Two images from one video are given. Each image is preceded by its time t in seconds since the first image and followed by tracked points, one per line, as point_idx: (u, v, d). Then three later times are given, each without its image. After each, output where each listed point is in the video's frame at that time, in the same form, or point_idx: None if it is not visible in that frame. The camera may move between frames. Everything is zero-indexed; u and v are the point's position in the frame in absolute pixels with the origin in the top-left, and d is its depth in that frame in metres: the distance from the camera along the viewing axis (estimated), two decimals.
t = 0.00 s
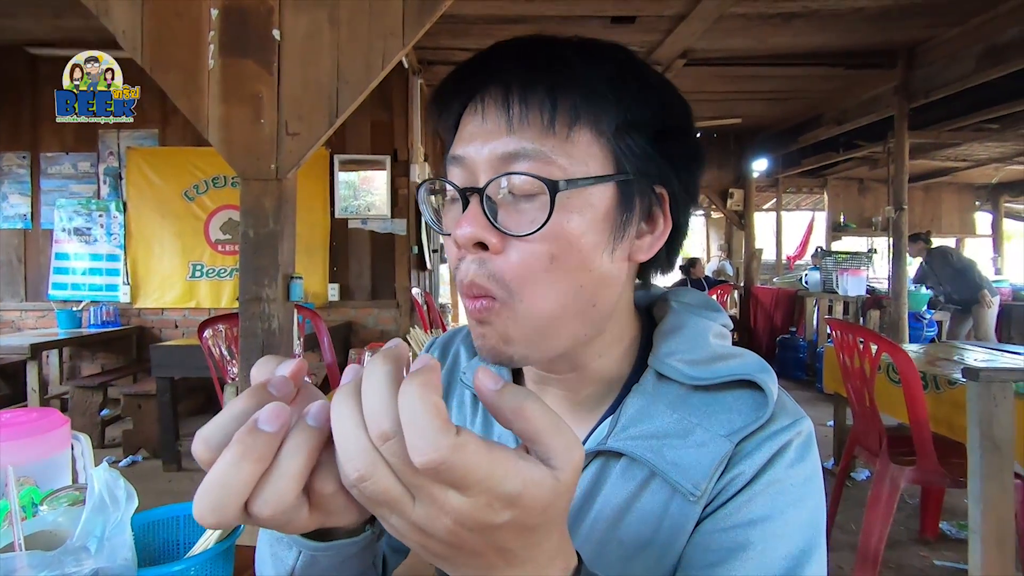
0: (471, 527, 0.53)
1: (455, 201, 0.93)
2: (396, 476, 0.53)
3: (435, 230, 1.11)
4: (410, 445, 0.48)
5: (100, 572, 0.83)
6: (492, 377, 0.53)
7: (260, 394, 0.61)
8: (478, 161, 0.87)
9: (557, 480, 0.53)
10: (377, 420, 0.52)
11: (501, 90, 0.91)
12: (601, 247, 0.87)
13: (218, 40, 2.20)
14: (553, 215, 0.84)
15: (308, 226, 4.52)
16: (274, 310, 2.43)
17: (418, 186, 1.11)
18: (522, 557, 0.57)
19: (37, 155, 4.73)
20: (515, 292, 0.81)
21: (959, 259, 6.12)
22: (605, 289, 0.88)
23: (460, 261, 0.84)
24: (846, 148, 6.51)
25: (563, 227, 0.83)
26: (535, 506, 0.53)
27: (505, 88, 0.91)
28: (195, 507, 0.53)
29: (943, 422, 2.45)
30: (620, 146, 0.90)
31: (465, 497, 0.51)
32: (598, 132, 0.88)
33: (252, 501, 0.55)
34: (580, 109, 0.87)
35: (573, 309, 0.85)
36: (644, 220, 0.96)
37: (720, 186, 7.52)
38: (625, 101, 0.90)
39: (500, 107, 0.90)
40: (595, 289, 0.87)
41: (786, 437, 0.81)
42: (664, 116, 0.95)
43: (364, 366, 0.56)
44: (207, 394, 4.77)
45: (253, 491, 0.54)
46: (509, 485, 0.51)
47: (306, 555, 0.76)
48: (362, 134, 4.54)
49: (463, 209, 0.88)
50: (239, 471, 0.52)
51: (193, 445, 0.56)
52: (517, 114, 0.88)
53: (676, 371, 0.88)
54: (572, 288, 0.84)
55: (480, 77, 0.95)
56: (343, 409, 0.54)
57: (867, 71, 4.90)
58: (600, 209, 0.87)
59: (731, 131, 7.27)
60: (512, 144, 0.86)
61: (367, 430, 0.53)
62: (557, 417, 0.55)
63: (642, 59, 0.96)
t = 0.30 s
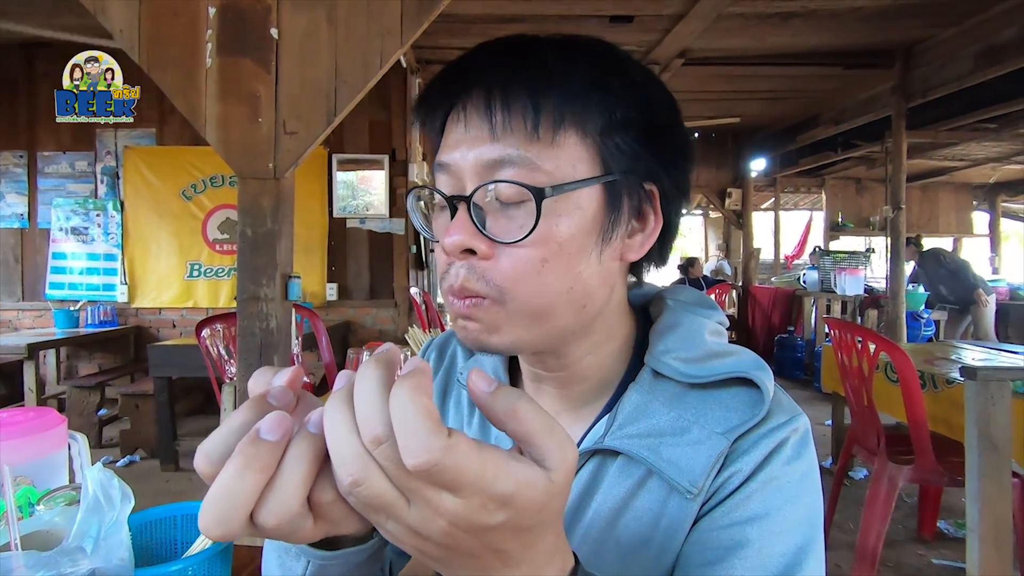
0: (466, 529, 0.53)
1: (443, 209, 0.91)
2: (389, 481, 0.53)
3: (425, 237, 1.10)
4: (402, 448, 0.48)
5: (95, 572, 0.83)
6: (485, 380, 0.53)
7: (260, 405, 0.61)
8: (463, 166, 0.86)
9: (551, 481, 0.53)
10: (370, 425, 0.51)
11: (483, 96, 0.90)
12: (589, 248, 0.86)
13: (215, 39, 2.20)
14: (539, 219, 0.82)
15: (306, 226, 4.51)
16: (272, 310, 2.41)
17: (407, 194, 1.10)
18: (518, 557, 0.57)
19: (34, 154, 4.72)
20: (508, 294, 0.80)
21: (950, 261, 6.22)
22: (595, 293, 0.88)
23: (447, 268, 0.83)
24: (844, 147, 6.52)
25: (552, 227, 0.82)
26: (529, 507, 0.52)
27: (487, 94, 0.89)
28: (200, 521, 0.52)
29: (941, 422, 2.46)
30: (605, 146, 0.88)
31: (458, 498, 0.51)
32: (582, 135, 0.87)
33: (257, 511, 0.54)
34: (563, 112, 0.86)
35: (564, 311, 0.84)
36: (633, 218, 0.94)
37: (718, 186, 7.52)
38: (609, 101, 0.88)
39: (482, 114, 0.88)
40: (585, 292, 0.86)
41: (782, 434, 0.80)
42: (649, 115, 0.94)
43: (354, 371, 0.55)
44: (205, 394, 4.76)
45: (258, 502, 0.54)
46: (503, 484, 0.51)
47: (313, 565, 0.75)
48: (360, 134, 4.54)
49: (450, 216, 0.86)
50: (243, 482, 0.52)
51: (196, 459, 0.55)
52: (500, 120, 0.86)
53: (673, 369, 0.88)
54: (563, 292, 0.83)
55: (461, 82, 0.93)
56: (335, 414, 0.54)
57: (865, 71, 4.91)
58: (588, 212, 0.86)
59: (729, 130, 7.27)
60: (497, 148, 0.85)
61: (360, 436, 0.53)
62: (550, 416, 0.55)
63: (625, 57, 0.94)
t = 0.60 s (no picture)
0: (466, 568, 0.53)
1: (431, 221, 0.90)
2: (384, 525, 0.53)
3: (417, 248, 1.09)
4: (396, 500, 0.48)
5: (95, 570, 0.83)
6: (479, 412, 0.53)
7: (257, 449, 0.61)
8: (447, 179, 0.85)
9: (547, 512, 0.53)
10: (360, 473, 0.52)
11: (456, 109, 0.87)
12: (576, 250, 0.84)
13: (213, 38, 2.19)
14: (522, 233, 0.81)
15: (304, 225, 4.50)
16: (270, 309, 2.39)
17: (398, 209, 1.10)
18: None
19: (31, 153, 4.71)
20: (500, 301, 0.80)
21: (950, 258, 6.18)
22: (588, 289, 0.86)
23: (441, 280, 0.84)
24: (842, 146, 6.53)
25: (539, 233, 0.81)
26: (525, 542, 0.52)
27: (460, 106, 0.87)
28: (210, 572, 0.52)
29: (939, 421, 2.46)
30: (585, 147, 0.86)
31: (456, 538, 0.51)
32: (561, 139, 0.84)
33: (266, 557, 0.54)
34: (539, 118, 0.83)
35: (557, 314, 0.84)
36: (620, 211, 0.91)
37: (717, 185, 7.52)
38: (586, 99, 0.86)
39: (457, 126, 0.86)
40: (577, 291, 0.85)
41: (778, 434, 0.80)
42: (628, 108, 0.89)
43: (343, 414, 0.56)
44: (204, 393, 4.75)
45: (265, 548, 0.53)
46: (498, 523, 0.51)
47: None
48: (359, 133, 4.53)
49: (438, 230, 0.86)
50: (248, 529, 0.52)
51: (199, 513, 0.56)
52: (475, 135, 0.84)
53: (668, 369, 0.88)
54: (552, 297, 0.82)
55: (437, 91, 0.91)
56: (326, 456, 0.54)
57: (863, 70, 4.91)
58: (572, 215, 0.84)
59: (727, 129, 7.28)
60: (477, 161, 0.83)
61: (350, 481, 0.53)
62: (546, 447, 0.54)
63: (598, 49, 0.90)
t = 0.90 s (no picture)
0: None
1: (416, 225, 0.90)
2: None
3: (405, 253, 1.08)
4: (407, 561, 0.49)
5: (95, 567, 0.82)
6: (481, 451, 0.51)
7: (272, 506, 0.64)
8: (429, 180, 0.85)
9: (553, 549, 0.53)
10: (370, 532, 0.53)
11: (436, 110, 0.87)
12: (558, 252, 0.84)
13: (212, 36, 2.19)
14: (501, 233, 0.81)
15: (304, 224, 4.50)
16: (270, 307, 2.39)
17: (384, 211, 1.08)
18: None
19: (30, 151, 4.71)
20: (484, 306, 0.80)
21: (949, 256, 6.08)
22: (566, 296, 0.86)
23: (423, 283, 0.84)
24: (841, 145, 6.54)
25: (521, 236, 0.81)
26: None
27: (438, 108, 0.87)
28: None
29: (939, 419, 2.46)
30: (566, 147, 0.85)
31: None
32: (541, 139, 0.84)
33: None
34: (517, 119, 0.83)
35: (542, 314, 0.83)
36: (605, 213, 0.90)
37: (716, 184, 7.52)
38: (566, 97, 0.84)
39: (435, 129, 0.86)
40: (559, 295, 0.84)
41: (779, 433, 0.80)
42: (608, 108, 0.87)
43: (352, 468, 0.57)
44: (203, 392, 4.75)
45: None
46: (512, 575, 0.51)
47: None
48: (358, 131, 4.54)
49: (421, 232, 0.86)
50: None
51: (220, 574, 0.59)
52: (454, 136, 0.84)
53: (668, 366, 0.88)
54: (534, 299, 0.82)
55: (417, 95, 0.91)
56: (337, 514, 0.56)
57: (862, 70, 4.91)
58: (554, 216, 0.83)
59: (727, 128, 7.28)
60: (457, 162, 0.83)
61: (360, 538, 0.54)
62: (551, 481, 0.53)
63: (579, 47, 0.89)
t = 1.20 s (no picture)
0: None
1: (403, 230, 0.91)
2: None
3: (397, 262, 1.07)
4: None
5: (95, 563, 0.82)
6: (469, 487, 0.51)
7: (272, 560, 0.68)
8: (410, 186, 0.85)
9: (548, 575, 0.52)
10: None
11: (411, 118, 0.88)
12: (545, 246, 0.83)
13: (212, 32, 2.19)
14: (483, 230, 0.80)
15: (303, 221, 4.50)
16: (269, 304, 2.38)
17: (375, 222, 1.08)
18: None
19: (30, 148, 4.70)
20: (473, 304, 0.80)
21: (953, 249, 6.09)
22: (560, 289, 0.85)
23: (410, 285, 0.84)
24: (841, 144, 6.54)
25: (509, 228, 0.80)
26: None
27: (413, 116, 0.88)
28: None
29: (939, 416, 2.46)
30: (544, 142, 0.84)
31: None
32: (517, 136, 0.83)
33: None
34: (490, 116, 0.83)
35: (534, 313, 0.83)
36: (590, 205, 0.90)
37: (716, 181, 7.52)
38: (541, 90, 0.84)
39: (412, 133, 0.87)
40: (551, 290, 0.83)
41: (780, 433, 0.79)
42: (584, 100, 0.87)
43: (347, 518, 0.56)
44: (202, 390, 4.75)
45: None
46: None
47: None
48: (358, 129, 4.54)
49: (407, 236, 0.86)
50: None
51: None
52: (429, 141, 0.85)
53: (667, 364, 0.88)
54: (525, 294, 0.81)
55: (393, 107, 0.92)
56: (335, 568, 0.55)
57: (863, 68, 4.91)
58: (538, 210, 0.83)
59: (727, 126, 7.28)
60: (436, 164, 0.83)
61: None
62: (542, 509, 0.53)
63: (549, 40, 0.89)
